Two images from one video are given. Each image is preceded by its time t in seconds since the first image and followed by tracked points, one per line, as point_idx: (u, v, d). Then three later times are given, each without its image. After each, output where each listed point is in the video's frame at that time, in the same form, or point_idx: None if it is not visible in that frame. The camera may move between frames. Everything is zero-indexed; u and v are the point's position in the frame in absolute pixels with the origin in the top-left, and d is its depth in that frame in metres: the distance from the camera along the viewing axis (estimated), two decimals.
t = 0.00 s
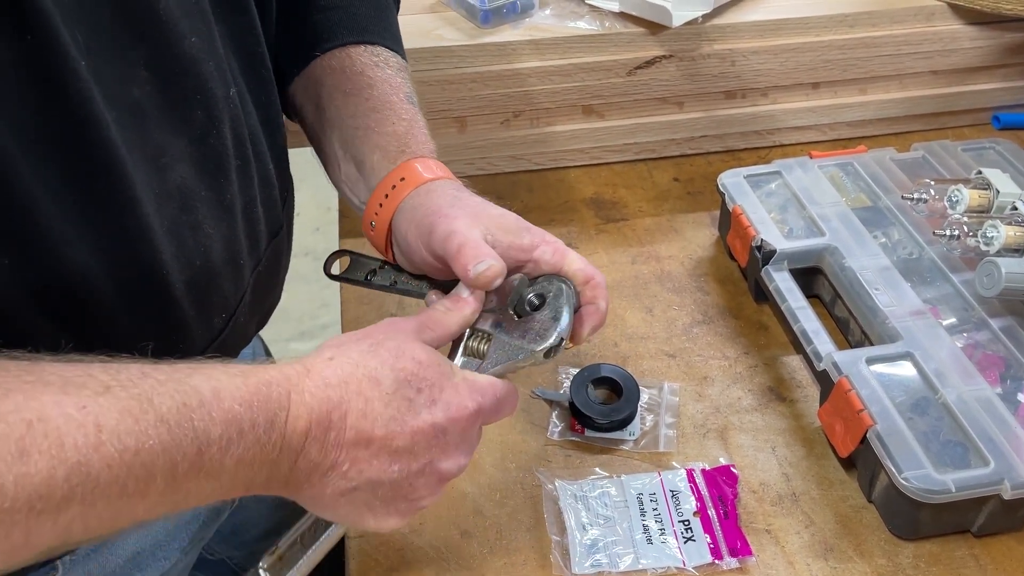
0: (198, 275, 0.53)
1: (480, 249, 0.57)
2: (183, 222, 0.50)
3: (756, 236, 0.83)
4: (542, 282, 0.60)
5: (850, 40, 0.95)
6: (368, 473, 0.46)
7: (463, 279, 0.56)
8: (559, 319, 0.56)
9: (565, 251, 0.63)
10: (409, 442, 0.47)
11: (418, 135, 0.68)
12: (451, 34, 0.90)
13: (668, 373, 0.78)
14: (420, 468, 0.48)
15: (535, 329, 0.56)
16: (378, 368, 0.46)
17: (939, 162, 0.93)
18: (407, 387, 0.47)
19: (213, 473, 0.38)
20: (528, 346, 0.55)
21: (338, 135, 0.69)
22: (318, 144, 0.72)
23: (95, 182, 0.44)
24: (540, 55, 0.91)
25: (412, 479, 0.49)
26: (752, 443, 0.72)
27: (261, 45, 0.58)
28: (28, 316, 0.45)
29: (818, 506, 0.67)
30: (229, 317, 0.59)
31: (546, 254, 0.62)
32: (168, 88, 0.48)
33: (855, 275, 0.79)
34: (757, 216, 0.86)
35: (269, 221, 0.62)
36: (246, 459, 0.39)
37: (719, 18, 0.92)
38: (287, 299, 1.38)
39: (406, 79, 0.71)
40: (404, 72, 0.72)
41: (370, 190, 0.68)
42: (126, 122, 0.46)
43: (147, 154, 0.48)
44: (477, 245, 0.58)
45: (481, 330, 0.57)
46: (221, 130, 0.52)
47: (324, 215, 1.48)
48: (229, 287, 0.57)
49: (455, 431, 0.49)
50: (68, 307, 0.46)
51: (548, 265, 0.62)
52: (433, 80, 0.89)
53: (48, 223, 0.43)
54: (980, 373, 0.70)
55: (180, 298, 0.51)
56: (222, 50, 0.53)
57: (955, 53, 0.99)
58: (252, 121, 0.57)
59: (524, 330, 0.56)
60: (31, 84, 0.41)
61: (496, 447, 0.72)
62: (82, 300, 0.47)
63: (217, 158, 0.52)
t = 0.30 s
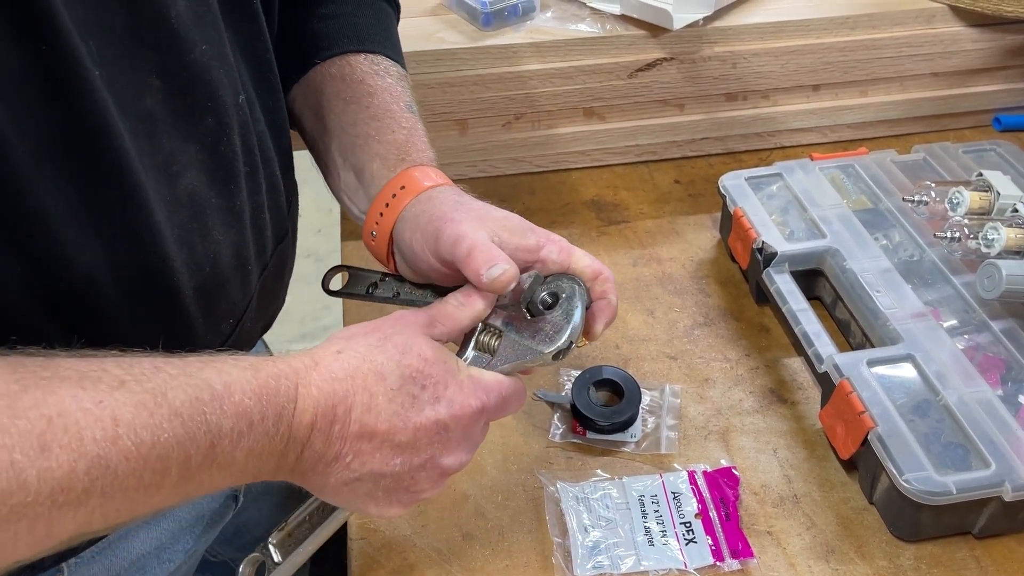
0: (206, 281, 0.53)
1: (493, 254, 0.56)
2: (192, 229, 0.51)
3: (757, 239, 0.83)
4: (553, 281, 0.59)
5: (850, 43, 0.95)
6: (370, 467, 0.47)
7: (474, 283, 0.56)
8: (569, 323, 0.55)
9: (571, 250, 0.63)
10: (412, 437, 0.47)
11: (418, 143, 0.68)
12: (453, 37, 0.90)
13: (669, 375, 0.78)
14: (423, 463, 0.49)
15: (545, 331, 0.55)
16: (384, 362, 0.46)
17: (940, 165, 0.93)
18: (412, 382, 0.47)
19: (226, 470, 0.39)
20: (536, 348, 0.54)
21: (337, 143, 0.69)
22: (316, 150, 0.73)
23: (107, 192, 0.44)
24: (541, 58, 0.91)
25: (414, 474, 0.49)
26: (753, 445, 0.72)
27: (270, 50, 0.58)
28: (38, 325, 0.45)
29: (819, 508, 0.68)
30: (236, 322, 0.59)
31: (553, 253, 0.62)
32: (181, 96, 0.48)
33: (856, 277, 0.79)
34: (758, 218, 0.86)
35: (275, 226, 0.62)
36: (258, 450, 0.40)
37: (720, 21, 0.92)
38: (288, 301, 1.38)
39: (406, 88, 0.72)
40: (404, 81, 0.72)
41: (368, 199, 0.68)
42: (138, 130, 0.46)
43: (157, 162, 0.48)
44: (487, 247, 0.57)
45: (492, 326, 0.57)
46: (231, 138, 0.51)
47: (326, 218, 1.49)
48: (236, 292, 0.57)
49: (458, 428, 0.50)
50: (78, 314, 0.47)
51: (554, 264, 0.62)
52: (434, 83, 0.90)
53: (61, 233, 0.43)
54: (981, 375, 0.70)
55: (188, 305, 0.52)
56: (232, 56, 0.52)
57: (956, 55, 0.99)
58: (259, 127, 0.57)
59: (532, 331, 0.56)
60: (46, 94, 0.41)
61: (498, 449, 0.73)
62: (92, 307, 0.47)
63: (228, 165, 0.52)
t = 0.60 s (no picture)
0: (223, 287, 0.51)
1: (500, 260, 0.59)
2: (210, 236, 0.49)
3: (760, 240, 0.83)
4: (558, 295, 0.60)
5: (852, 44, 0.95)
6: (362, 522, 0.39)
7: (485, 283, 0.58)
8: (555, 352, 0.53)
9: (585, 262, 0.63)
10: (402, 481, 0.40)
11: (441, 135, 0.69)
12: (456, 38, 0.90)
13: (672, 376, 0.79)
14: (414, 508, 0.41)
15: (532, 360, 0.52)
16: (359, 403, 0.39)
17: (943, 166, 0.93)
18: (395, 424, 0.39)
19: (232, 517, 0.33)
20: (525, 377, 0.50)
21: (358, 138, 0.68)
22: (334, 149, 0.72)
23: (125, 203, 0.43)
24: (544, 59, 0.91)
25: (406, 522, 0.42)
26: (757, 445, 0.73)
27: (281, 55, 0.58)
28: (47, 335, 0.43)
29: (823, 509, 0.68)
30: (252, 328, 0.57)
31: (565, 261, 0.62)
32: (195, 103, 0.48)
33: (859, 278, 0.79)
34: (761, 219, 0.86)
35: (290, 232, 0.62)
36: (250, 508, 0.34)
37: (723, 22, 0.93)
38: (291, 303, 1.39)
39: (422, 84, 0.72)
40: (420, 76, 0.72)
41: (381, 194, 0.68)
42: (155, 137, 0.45)
43: (175, 169, 0.47)
44: (497, 249, 0.60)
45: (470, 357, 0.51)
46: (244, 143, 0.51)
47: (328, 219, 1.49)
48: (253, 298, 0.56)
49: (445, 463, 0.42)
50: (93, 325, 0.45)
51: (567, 271, 0.62)
52: (437, 84, 0.90)
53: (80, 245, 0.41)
54: (984, 376, 0.70)
55: (206, 312, 0.50)
56: (244, 63, 0.52)
57: (958, 56, 0.99)
58: (272, 132, 0.56)
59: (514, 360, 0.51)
60: (64, 105, 0.40)
61: (502, 450, 0.73)
62: (108, 318, 0.45)
63: (241, 171, 0.51)
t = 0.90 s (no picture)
0: (222, 290, 0.50)
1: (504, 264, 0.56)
2: (207, 240, 0.48)
3: (762, 240, 0.83)
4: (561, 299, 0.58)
5: (854, 43, 0.95)
6: (486, 541, 0.38)
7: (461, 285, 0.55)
8: (592, 328, 0.53)
9: (605, 270, 0.63)
10: (510, 480, 0.39)
11: (494, 107, 0.68)
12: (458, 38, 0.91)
13: (674, 376, 0.78)
14: (534, 511, 0.41)
15: (573, 348, 0.52)
16: (442, 418, 0.39)
17: (945, 165, 0.93)
18: (476, 426, 0.40)
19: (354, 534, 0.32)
20: (574, 369, 0.51)
21: (415, 115, 0.68)
22: (391, 124, 0.72)
23: (117, 207, 0.42)
24: (546, 59, 0.91)
25: (528, 534, 0.41)
26: (759, 445, 0.73)
27: (280, 56, 0.58)
28: (43, 341, 0.44)
29: (826, 509, 0.68)
30: (253, 332, 0.57)
31: (582, 267, 0.62)
32: (189, 105, 0.47)
33: (861, 277, 0.79)
34: (762, 219, 0.86)
35: (291, 234, 0.61)
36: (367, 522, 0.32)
37: (724, 22, 0.93)
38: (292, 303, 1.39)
39: (470, 55, 0.72)
40: (467, 46, 0.72)
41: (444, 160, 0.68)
42: (148, 140, 0.45)
43: (169, 172, 0.46)
44: (517, 246, 0.59)
45: (512, 384, 0.52)
46: (240, 145, 0.50)
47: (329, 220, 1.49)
48: (253, 301, 0.55)
49: (545, 460, 0.42)
50: (92, 328, 0.45)
51: (584, 275, 0.62)
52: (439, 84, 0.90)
53: (71, 251, 0.41)
54: (987, 376, 0.70)
55: (204, 316, 0.49)
56: (240, 62, 0.51)
57: (960, 56, 0.99)
58: (270, 132, 0.56)
59: (557, 363, 0.52)
60: (53, 110, 0.40)
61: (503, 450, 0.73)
62: (106, 322, 0.45)
63: (238, 172, 0.50)
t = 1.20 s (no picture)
0: (219, 290, 0.50)
1: (475, 268, 0.55)
2: (204, 240, 0.48)
3: (762, 240, 0.83)
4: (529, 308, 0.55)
5: (854, 43, 0.95)
6: (577, 486, 0.40)
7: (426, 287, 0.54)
8: (567, 313, 0.55)
9: (586, 284, 0.61)
10: (575, 429, 0.42)
11: (507, 92, 0.68)
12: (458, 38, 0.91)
13: (674, 377, 0.78)
14: (604, 456, 0.43)
15: (555, 333, 0.53)
16: (493, 389, 0.41)
17: (945, 165, 0.93)
18: (525, 391, 0.42)
19: (464, 482, 0.35)
20: (569, 348, 0.52)
21: (427, 102, 0.69)
22: (406, 108, 0.73)
23: (114, 210, 0.42)
24: (545, 59, 0.91)
25: (610, 481, 0.43)
26: (759, 446, 0.72)
27: (274, 55, 0.57)
28: (47, 344, 0.43)
29: (825, 509, 0.67)
30: (252, 332, 0.57)
31: (563, 278, 0.61)
32: (183, 106, 0.46)
33: (861, 277, 0.79)
34: (762, 219, 0.86)
35: (288, 233, 0.61)
36: (470, 471, 0.35)
37: (724, 21, 0.93)
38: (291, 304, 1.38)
39: (485, 37, 0.71)
40: (481, 29, 0.72)
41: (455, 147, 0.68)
42: (143, 142, 0.44)
43: (164, 174, 0.45)
44: (493, 250, 0.58)
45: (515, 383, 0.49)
46: (235, 144, 0.50)
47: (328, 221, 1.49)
48: (251, 301, 0.55)
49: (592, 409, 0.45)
50: (93, 331, 0.45)
51: (561, 287, 0.61)
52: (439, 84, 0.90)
53: (72, 255, 0.41)
54: (987, 376, 0.70)
55: (201, 316, 0.49)
56: (233, 60, 0.51)
57: (960, 55, 0.99)
58: (265, 132, 0.55)
59: (549, 344, 0.52)
60: (48, 111, 0.39)
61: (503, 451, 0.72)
62: (108, 324, 0.45)
63: (234, 172, 0.50)
